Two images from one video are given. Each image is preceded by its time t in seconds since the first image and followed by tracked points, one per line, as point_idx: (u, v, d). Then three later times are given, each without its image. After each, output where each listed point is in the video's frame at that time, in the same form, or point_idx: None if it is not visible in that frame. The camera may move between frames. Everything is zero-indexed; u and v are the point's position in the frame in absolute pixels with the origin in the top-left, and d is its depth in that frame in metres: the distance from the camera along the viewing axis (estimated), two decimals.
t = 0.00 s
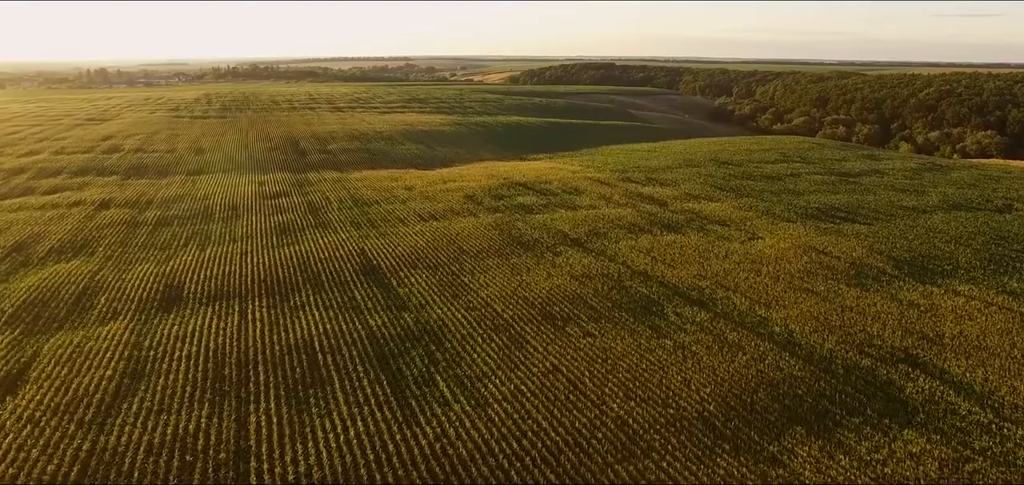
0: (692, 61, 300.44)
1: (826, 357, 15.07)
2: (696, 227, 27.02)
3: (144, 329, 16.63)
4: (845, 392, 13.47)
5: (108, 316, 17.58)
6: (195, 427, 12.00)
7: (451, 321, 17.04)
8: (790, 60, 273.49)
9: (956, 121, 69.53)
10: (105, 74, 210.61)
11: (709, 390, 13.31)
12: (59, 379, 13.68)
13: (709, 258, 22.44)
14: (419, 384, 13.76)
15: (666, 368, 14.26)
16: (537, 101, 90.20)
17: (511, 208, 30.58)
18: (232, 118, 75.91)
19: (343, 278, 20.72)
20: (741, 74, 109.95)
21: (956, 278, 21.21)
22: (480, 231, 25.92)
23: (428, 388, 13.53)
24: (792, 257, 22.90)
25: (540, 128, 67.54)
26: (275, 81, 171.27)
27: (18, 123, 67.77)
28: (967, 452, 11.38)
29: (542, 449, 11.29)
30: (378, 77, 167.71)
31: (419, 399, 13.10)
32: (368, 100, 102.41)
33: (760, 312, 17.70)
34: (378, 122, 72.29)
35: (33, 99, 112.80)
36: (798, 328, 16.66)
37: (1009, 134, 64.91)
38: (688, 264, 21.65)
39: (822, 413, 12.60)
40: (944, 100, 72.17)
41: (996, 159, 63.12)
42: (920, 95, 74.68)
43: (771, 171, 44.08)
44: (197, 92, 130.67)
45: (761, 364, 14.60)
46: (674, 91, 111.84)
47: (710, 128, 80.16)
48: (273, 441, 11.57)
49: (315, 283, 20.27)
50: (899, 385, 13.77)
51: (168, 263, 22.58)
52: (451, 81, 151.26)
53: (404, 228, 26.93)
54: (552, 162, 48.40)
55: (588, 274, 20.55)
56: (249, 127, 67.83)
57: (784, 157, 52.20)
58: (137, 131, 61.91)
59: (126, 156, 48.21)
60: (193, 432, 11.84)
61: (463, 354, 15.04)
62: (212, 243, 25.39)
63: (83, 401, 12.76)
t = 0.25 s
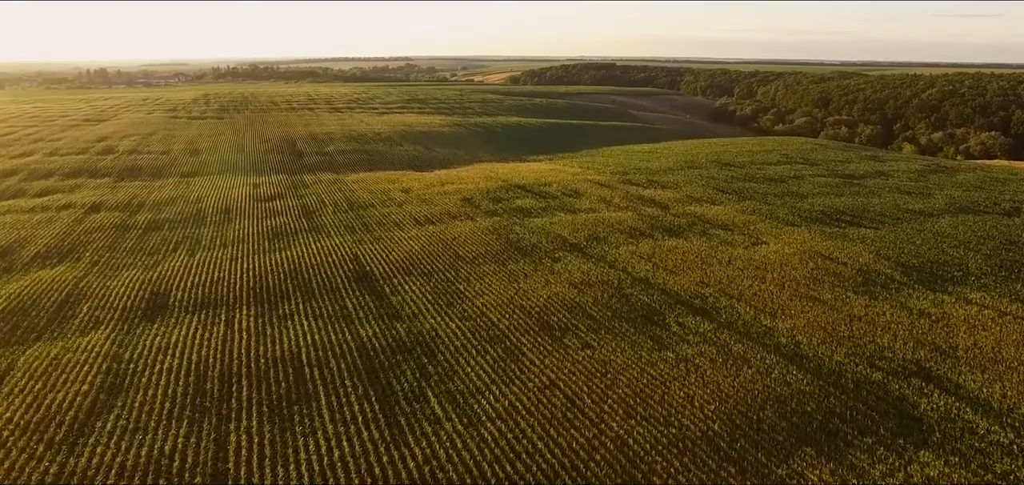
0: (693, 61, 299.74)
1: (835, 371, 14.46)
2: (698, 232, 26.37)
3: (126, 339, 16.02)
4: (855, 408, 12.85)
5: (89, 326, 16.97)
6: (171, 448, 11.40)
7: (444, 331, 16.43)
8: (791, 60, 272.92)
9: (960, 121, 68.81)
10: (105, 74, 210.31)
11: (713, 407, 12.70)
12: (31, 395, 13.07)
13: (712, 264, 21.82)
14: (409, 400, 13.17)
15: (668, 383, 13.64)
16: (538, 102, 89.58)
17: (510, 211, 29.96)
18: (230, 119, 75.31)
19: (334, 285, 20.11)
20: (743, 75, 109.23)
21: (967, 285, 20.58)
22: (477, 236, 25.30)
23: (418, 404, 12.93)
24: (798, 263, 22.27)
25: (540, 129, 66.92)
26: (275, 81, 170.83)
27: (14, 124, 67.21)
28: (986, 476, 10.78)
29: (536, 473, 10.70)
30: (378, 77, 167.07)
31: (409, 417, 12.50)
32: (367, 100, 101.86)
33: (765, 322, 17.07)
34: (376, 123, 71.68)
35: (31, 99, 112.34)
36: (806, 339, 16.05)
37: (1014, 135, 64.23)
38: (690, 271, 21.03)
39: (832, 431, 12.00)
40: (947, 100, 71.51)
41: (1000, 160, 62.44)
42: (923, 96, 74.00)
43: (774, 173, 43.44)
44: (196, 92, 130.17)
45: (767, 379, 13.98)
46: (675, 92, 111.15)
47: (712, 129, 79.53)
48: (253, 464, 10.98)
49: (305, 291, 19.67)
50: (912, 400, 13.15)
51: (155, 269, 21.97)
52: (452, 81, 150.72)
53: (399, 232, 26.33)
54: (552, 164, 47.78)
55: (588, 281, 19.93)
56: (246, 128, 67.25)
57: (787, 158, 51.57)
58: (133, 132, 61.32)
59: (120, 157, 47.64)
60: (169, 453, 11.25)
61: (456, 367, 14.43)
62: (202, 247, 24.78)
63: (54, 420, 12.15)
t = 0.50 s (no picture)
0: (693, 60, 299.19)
1: (846, 387, 13.74)
2: (701, 237, 25.65)
3: (102, 352, 15.30)
4: (869, 429, 12.13)
5: (65, 337, 16.25)
6: (140, 476, 10.70)
7: (436, 345, 15.72)
8: (792, 60, 272.34)
9: (963, 122, 68.11)
10: (105, 74, 209.93)
11: (719, 428, 11.99)
12: None
13: (715, 272, 21.10)
14: (397, 420, 12.47)
15: (671, 402, 12.90)
16: (538, 102, 88.87)
17: (507, 215, 29.23)
18: (227, 119, 74.60)
19: (324, 294, 19.37)
20: (744, 75, 108.46)
21: (979, 293, 19.86)
22: (473, 241, 24.58)
23: (407, 425, 12.24)
24: (803, 270, 21.54)
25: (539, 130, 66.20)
26: (275, 81, 170.30)
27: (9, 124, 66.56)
28: None
29: None
30: (378, 78, 166.45)
31: (396, 439, 11.81)
32: (366, 100, 101.19)
33: (771, 334, 16.35)
34: (374, 123, 70.98)
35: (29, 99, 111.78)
36: (815, 352, 15.33)
37: (1018, 136, 63.47)
38: (693, 278, 20.34)
39: (845, 455, 11.29)
40: (950, 101, 70.78)
41: (1005, 161, 61.69)
42: (926, 96, 73.27)
43: (777, 175, 42.72)
44: (195, 92, 129.58)
45: (775, 397, 13.25)
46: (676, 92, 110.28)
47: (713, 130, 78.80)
48: None
49: (294, 299, 18.96)
50: (928, 420, 12.44)
51: (139, 276, 21.26)
52: (452, 81, 149.88)
53: (393, 237, 25.62)
54: (551, 165, 47.07)
55: (587, 290, 19.22)
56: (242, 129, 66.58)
57: (789, 160, 50.82)
58: (128, 133, 60.64)
59: (113, 159, 46.96)
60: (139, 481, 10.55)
61: (447, 384, 13.72)
62: (190, 252, 24.08)
63: (18, 444, 11.45)
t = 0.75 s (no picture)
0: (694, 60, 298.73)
1: (858, 403, 13.11)
2: (703, 242, 25.02)
3: (80, 364, 14.67)
4: (883, 450, 11.50)
5: (43, 349, 15.60)
6: None
7: (429, 357, 15.10)
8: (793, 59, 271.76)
9: (967, 123, 67.41)
10: (104, 74, 209.53)
11: (724, 449, 11.37)
12: None
13: (718, 279, 20.46)
14: (386, 440, 11.87)
15: (674, 420, 12.29)
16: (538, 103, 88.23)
17: (505, 219, 28.59)
18: (225, 120, 74.05)
19: (314, 303, 18.74)
20: (745, 75, 107.81)
21: (991, 301, 19.21)
22: (470, 246, 23.95)
23: (396, 446, 11.63)
24: (809, 277, 20.90)
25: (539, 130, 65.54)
26: (274, 81, 169.80)
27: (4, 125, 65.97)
28: None
29: None
30: (378, 78, 165.91)
31: (385, 461, 11.20)
32: (366, 101, 100.60)
33: (777, 345, 15.72)
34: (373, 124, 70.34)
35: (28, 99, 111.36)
36: (823, 366, 14.69)
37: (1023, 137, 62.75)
38: (696, 286, 19.71)
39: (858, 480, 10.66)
40: (953, 102, 70.09)
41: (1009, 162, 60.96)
42: (929, 97, 72.57)
43: (780, 177, 42.08)
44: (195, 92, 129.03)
45: (783, 414, 12.61)
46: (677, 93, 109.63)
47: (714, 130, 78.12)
48: None
49: (283, 308, 18.33)
50: (945, 440, 11.81)
51: (124, 282, 20.63)
52: (452, 81, 149.31)
53: (388, 242, 25.00)
54: (550, 167, 46.44)
55: (586, 298, 18.59)
56: (239, 130, 65.98)
57: (792, 162, 50.19)
58: (125, 134, 60.07)
59: (107, 160, 46.36)
60: None
61: (439, 401, 13.11)
62: (179, 258, 23.45)
63: None
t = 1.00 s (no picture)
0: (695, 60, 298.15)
1: (873, 424, 12.39)
2: (706, 247, 24.33)
3: (52, 380, 13.94)
4: (899, 475, 10.83)
5: (16, 363, 14.87)
6: None
7: (420, 371, 14.42)
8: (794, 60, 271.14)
9: (970, 123, 66.68)
10: (104, 74, 209.12)
11: (731, 475, 10.69)
12: None
13: (722, 287, 19.78)
14: (372, 464, 11.22)
15: (677, 443, 11.61)
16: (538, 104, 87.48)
17: (503, 223, 27.89)
18: (222, 120, 73.42)
19: (303, 312, 18.05)
20: (746, 75, 107.09)
21: (1005, 311, 18.49)
22: (466, 252, 23.30)
23: (382, 471, 10.99)
24: (816, 285, 20.20)
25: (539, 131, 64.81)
26: (274, 81, 169.18)
27: None
28: None
29: None
30: (378, 78, 165.21)
31: None
32: (365, 101, 99.91)
33: (785, 359, 15.03)
34: (371, 125, 69.65)
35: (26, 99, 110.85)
36: (835, 382, 13.98)
37: None
38: (699, 294, 19.02)
39: None
40: (957, 102, 69.31)
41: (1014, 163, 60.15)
42: (932, 97, 71.76)
43: (783, 179, 41.36)
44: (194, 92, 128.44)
45: (792, 435, 11.91)
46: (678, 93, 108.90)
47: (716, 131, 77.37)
48: None
49: (271, 318, 17.62)
50: (966, 464, 11.14)
51: (107, 290, 19.90)
52: (452, 81, 148.70)
53: (382, 247, 24.32)
54: (550, 169, 45.67)
55: (585, 308, 17.90)
56: (236, 130, 65.30)
57: (795, 163, 49.45)
58: (120, 134, 59.44)
59: (100, 162, 45.68)
60: None
61: (430, 421, 12.44)
62: (166, 264, 22.74)
63: None
